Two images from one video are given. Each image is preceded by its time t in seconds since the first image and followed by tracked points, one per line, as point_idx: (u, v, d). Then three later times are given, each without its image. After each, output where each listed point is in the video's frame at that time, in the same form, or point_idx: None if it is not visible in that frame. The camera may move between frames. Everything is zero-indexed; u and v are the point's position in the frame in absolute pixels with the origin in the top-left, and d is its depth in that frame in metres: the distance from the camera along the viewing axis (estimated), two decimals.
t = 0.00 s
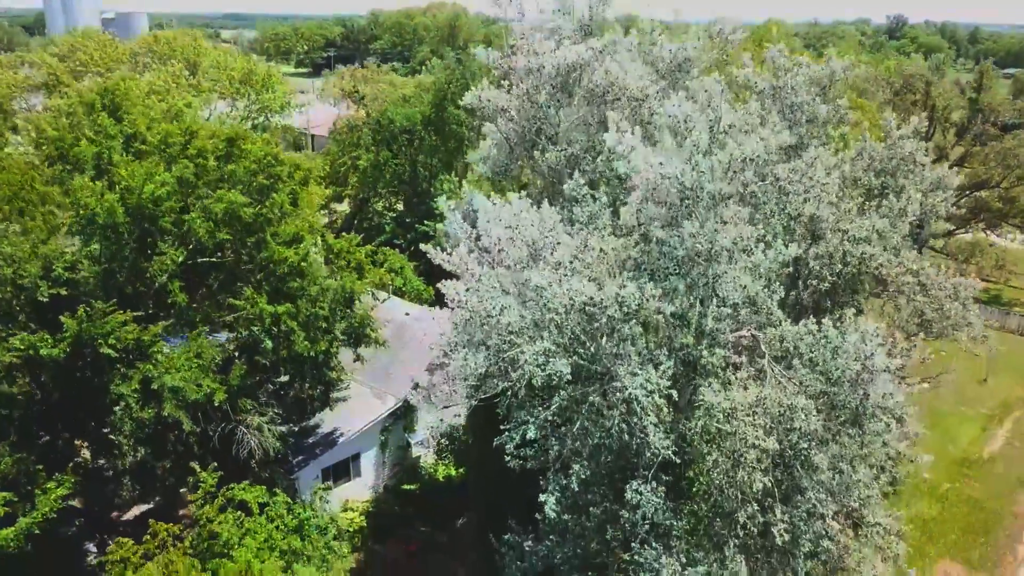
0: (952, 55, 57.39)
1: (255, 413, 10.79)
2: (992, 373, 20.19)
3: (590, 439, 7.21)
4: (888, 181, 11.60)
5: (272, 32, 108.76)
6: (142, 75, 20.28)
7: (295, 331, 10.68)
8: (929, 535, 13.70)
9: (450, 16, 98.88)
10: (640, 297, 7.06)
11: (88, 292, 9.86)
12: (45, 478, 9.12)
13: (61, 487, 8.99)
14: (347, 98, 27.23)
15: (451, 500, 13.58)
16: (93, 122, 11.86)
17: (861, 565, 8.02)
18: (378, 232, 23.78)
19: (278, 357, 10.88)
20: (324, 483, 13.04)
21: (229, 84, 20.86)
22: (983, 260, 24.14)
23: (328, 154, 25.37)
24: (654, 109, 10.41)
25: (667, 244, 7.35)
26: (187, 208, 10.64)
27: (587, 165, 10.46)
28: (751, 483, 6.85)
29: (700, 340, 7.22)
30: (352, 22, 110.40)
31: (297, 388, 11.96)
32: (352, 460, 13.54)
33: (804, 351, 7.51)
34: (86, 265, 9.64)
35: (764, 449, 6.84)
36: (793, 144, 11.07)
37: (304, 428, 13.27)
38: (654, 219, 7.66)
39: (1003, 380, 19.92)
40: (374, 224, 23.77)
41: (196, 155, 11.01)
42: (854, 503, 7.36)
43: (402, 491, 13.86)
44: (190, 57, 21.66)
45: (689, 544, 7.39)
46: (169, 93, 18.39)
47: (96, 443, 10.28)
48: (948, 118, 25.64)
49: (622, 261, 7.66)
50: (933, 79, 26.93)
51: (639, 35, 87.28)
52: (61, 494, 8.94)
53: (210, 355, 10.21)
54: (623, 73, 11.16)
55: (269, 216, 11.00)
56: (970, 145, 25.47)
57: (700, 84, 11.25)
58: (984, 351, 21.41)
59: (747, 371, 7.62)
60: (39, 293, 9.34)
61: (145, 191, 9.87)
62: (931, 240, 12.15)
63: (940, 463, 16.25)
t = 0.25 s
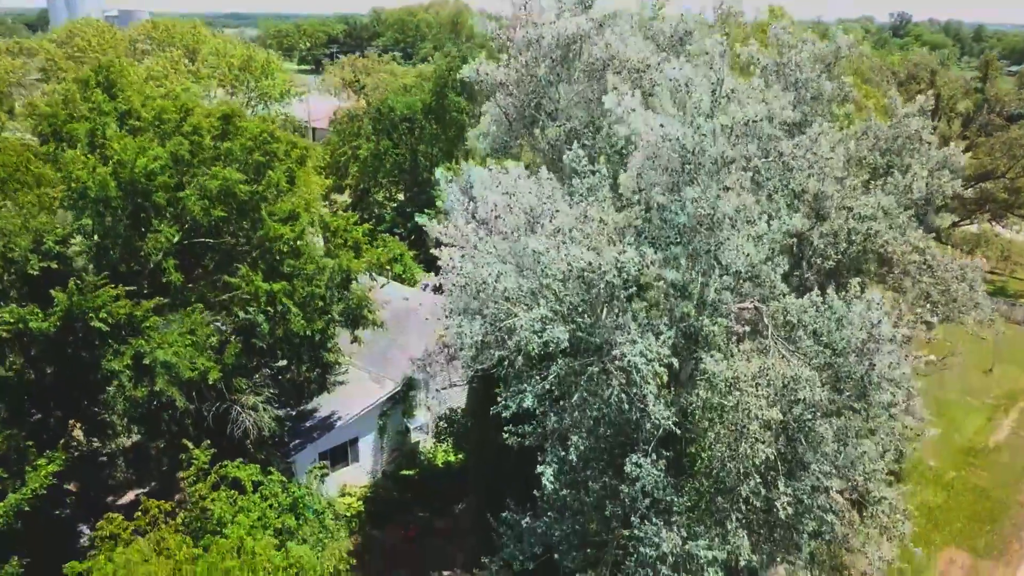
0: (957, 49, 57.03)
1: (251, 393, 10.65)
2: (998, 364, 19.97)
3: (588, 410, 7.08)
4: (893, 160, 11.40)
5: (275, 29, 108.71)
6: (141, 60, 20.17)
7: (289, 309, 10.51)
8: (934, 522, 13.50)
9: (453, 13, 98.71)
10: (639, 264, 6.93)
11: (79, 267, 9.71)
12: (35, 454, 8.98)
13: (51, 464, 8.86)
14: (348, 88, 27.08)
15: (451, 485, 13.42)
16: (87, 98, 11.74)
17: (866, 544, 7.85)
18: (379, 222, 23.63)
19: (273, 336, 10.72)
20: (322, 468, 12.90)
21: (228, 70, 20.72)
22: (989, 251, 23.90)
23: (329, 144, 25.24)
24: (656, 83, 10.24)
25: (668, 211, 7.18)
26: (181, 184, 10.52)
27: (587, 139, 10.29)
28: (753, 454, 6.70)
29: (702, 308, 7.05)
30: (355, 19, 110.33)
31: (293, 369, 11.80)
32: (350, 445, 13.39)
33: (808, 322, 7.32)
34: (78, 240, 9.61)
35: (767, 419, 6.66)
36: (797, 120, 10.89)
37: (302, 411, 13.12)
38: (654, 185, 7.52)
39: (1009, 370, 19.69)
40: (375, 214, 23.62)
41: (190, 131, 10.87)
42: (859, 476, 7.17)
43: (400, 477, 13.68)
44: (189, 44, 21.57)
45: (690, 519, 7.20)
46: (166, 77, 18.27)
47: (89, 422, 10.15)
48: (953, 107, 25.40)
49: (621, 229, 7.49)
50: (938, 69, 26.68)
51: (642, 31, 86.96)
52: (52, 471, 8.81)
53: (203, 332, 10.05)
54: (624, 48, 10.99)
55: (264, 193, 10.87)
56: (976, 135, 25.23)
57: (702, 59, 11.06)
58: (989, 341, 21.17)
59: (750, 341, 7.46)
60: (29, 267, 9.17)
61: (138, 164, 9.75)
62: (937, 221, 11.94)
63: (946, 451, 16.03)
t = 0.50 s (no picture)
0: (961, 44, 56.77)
1: (244, 373, 10.45)
2: (1004, 353, 19.71)
3: (585, 381, 6.87)
4: (899, 138, 11.18)
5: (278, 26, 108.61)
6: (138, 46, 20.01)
7: (283, 288, 10.31)
8: (939, 510, 13.28)
9: (456, 10, 98.53)
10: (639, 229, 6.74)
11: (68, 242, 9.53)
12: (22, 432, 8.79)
13: (38, 442, 8.67)
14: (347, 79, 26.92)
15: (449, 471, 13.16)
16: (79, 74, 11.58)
17: (871, 523, 7.64)
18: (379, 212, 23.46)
19: (266, 316, 10.51)
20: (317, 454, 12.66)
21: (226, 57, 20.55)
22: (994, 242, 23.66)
23: (329, 134, 25.07)
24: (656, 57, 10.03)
25: (668, 177, 6.98)
26: (173, 160, 10.34)
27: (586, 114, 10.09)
28: (753, 426, 6.47)
29: (703, 277, 6.83)
30: (357, 17, 110.16)
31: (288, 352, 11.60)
32: (347, 430, 13.18)
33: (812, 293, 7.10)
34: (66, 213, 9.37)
35: (770, 388, 6.45)
36: (800, 96, 10.67)
37: (297, 396, 12.92)
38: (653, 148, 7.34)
39: (1015, 360, 19.43)
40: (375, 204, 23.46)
41: (183, 106, 10.69)
42: (864, 452, 6.97)
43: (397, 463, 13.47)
44: (187, 32, 21.45)
45: (690, 495, 6.97)
46: (163, 62, 18.11)
47: (80, 403, 9.93)
48: (957, 97, 25.17)
49: (620, 197, 7.30)
50: (942, 59, 26.44)
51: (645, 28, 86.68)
52: (39, 449, 8.63)
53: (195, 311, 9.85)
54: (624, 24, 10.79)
55: (257, 171, 10.67)
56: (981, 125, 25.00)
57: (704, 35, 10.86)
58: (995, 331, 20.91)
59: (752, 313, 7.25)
60: (15, 241, 9.05)
61: (128, 139, 9.57)
62: (943, 201, 11.71)
63: (951, 440, 15.79)
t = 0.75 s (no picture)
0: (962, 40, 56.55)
1: (234, 357, 10.28)
2: (1006, 344, 19.50)
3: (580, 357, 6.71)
4: (900, 119, 11.01)
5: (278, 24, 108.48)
6: (133, 34, 19.84)
7: (274, 270, 10.15)
8: (940, 499, 13.11)
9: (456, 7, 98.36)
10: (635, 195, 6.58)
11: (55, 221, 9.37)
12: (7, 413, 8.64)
13: (23, 424, 8.52)
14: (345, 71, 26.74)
15: (445, 459, 12.97)
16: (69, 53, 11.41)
17: (872, 503, 7.49)
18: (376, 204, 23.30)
19: (257, 299, 10.35)
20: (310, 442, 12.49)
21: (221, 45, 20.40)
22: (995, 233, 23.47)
23: (326, 126, 24.92)
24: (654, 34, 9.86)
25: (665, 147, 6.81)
26: (163, 140, 10.17)
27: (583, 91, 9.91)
28: (752, 400, 6.33)
29: (701, 250, 6.66)
30: (358, 14, 110.00)
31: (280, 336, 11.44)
32: (340, 419, 12.97)
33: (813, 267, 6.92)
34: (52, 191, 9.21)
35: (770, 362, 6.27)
36: (799, 75, 10.51)
37: (290, 384, 12.76)
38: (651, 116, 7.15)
39: (1017, 350, 19.24)
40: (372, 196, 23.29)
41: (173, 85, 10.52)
42: (866, 428, 6.80)
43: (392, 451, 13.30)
44: (184, 22, 21.36)
45: (689, 474, 6.80)
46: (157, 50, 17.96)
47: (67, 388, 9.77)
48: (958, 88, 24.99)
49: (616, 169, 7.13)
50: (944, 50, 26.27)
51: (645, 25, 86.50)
52: (23, 430, 8.51)
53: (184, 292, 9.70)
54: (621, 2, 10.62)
55: (249, 151, 10.50)
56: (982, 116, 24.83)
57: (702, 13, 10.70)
58: (997, 321, 20.71)
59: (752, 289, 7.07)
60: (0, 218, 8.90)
61: (116, 116, 9.41)
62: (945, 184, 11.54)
63: (952, 430, 15.61)
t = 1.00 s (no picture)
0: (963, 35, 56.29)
1: (225, 339, 10.11)
2: (1009, 334, 19.28)
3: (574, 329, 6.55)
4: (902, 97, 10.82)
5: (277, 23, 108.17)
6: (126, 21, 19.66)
7: (265, 249, 9.97)
8: (943, 487, 12.91)
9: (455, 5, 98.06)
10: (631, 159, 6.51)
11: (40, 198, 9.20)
12: None
13: (8, 402, 8.36)
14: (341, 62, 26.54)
15: (440, 447, 12.80)
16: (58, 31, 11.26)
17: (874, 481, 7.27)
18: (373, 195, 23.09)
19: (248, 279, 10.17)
20: (303, 428, 12.29)
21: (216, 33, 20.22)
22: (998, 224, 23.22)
23: (322, 117, 24.74)
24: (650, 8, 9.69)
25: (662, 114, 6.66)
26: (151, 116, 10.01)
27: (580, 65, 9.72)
28: (752, 370, 6.11)
29: (699, 219, 6.49)
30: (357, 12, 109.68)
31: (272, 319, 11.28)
32: (334, 405, 12.75)
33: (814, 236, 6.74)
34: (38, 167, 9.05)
35: (770, 331, 6.10)
36: (799, 51, 10.33)
37: (283, 370, 12.57)
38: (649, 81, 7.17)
39: (1020, 341, 19.02)
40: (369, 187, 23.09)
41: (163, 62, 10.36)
42: (870, 401, 6.61)
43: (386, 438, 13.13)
44: (179, 10, 21.17)
45: (687, 448, 6.63)
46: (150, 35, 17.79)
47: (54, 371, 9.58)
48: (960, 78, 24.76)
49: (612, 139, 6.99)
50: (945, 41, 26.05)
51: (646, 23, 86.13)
52: (7, 410, 8.36)
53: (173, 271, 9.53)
54: None
55: (240, 128, 10.31)
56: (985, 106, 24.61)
57: None
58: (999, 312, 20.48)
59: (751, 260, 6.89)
60: None
61: (103, 91, 9.26)
62: (948, 164, 11.35)
63: (955, 419, 15.40)
